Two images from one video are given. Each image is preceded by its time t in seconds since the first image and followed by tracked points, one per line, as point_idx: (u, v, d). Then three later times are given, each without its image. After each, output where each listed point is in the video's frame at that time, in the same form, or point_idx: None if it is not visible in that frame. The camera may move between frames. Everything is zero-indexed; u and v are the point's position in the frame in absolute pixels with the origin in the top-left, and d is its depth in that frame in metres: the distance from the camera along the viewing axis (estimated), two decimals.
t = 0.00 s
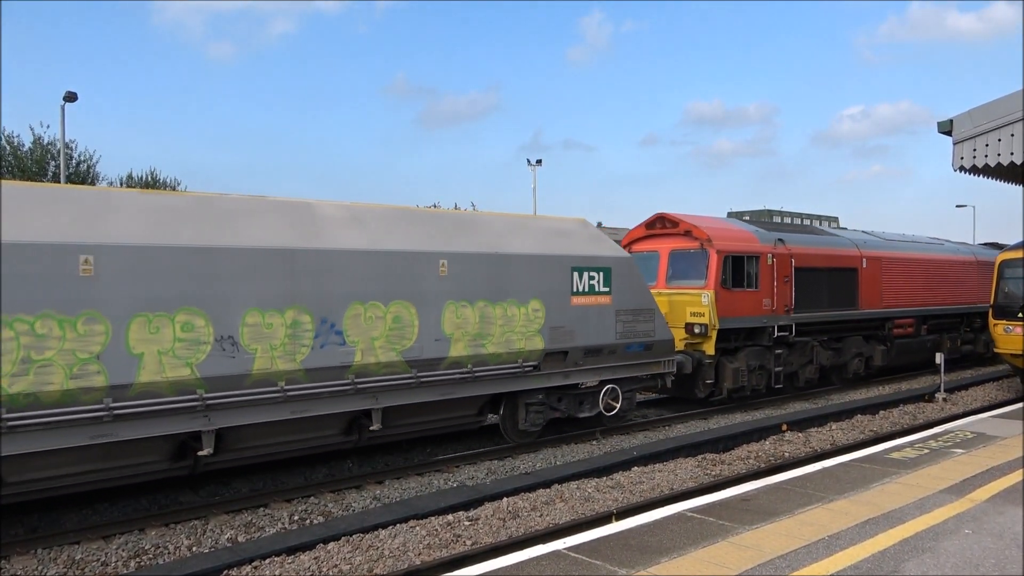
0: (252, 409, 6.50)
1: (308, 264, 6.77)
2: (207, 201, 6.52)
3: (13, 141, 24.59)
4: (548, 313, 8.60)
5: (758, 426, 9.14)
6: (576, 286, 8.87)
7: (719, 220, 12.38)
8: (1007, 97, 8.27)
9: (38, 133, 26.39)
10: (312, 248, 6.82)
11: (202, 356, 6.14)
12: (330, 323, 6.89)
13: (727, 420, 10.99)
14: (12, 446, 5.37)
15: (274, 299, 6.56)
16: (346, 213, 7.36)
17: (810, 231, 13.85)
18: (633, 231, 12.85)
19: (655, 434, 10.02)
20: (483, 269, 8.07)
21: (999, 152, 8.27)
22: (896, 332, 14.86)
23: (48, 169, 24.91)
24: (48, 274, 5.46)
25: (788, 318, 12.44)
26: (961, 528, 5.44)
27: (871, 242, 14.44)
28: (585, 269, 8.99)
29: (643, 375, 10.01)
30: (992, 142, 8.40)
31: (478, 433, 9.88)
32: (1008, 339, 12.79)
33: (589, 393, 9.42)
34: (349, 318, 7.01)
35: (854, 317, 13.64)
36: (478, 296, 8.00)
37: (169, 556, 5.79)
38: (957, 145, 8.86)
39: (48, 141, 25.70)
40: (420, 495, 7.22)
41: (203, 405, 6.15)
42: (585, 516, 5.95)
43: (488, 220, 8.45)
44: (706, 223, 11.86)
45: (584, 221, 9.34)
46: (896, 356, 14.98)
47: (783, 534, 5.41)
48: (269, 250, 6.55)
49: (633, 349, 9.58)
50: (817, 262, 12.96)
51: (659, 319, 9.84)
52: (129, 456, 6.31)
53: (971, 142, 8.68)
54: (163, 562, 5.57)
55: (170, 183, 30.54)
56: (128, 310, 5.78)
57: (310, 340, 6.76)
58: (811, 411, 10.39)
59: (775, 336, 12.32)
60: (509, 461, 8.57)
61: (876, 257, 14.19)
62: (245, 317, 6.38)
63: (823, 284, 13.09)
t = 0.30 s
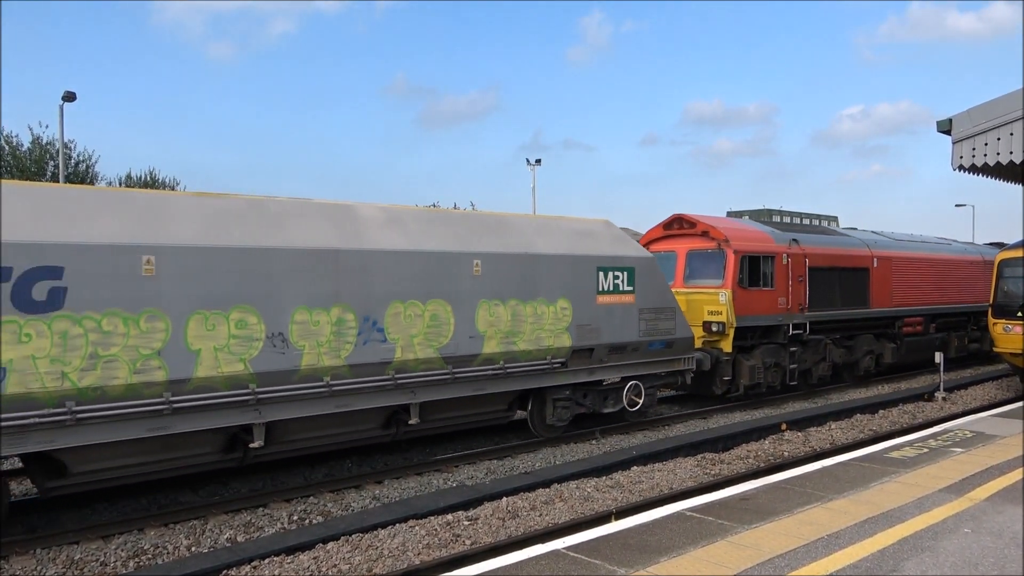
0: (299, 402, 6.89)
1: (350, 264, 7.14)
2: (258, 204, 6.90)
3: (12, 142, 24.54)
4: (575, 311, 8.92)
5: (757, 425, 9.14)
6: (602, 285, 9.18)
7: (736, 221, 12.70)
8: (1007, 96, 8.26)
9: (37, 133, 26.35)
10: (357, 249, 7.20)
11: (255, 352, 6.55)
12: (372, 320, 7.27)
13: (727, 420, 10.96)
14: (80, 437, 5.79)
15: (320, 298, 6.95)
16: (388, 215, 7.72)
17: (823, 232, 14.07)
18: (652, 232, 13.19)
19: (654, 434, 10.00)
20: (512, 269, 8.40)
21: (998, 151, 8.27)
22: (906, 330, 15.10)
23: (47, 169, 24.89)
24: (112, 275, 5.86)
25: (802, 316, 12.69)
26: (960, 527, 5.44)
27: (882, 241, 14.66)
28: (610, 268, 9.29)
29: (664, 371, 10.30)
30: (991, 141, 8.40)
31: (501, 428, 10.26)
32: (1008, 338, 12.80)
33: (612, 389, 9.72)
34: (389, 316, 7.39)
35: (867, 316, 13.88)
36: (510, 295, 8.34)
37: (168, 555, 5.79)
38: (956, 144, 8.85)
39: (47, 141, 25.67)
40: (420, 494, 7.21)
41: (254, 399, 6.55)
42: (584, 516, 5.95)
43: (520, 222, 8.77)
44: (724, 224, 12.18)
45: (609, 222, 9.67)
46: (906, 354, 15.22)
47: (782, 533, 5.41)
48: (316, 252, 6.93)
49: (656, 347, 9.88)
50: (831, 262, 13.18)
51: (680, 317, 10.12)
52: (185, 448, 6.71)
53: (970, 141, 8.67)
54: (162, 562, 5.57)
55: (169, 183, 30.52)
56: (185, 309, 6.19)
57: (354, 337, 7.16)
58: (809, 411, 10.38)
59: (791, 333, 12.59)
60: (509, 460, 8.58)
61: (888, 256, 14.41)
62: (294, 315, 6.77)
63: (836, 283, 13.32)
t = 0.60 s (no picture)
0: (350, 396, 7.25)
1: (398, 263, 7.52)
2: (310, 206, 7.26)
3: (9, 140, 24.50)
4: (604, 309, 9.29)
5: (755, 425, 9.15)
6: (629, 284, 9.56)
7: (752, 222, 12.96)
8: (1005, 95, 8.26)
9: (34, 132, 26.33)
10: (404, 249, 7.59)
11: (309, 347, 6.89)
12: (417, 318, 7.64)
13: (725, 419, 10.96)
14: (152, 427, 6.11)
15: (370, 297, 7.31)
16: (429, 216, 8.11)
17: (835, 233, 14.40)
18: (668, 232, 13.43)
19: (653, 433, 9.99)
20: (546, 268, 8.77)
21: (996, 151, 8.28)
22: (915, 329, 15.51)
23: (45, 168, 24.86)
24: (183, 273, 6.20)
25: (817, 315, 13.02)
26: (957, 526, 5.46)
27: (893, 242, 15.02)
28: (637, 268, 9.67)
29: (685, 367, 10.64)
30: (989, 141, 8.40)
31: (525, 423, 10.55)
32: (1005, 338, 12.86)
33: (638, 384, 10.10)
34: (432, 313, 7.76)
35: (879, 314, 14.26)
36: (544, 292, 8.71)
37: (166, 554, 5.78)
38: (954, 144, 8.86)
39: (45, 140, 25.64)
40: (418, 493, 7.21)
41: (309, 392, 6.89)
42: (582, 515, 5.95)
43: (550, 222, 9.16)
44: (742, 224, 12.43)
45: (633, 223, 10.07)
46: (915, 352, 15.62)
47: (779, 532, 5.41)
48: (367, 251, 7.31)
49: (679, 344, 10.25)
50: (844, 262, 13.52)
51: (701, 316, 10.50)
52: (242, 439, 7.04)
53: (967, 141, 8.68)
54: (160, 561, 5.56)
55: (167, 181, 30.51)
56: (249, 307, 6.54)
57: (400, 334, 7.52)
58: (806, 410, 10.38)
59: (806, 331, 12.93)
60: (507, 459, 8.58)
61: (898, 257, 14.77)
62: (346, 312, 7.13)
63: (850, 283, 13.67)
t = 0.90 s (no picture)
0: (390, 391, 7.76)
1: (435, 263, 8.08)
2: (352, 209, 7.80)
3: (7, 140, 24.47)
4: (628, 307, 9.83)
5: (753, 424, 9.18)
6: (652, 283, 10.10)
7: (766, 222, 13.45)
8: (1002, 95, 8.29)
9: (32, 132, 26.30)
10: (441, 250, 8.15)
11: (355, 344, 7.40)
12: (453, 315, 8.19)
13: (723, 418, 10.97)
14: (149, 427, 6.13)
15: (410, 296, 7.86)
16: (462, 219, 8.66)
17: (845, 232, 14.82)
18: (685, 233, 13.96)
19: (651, 433, 10.00)
20: (572, 268, 9.31)
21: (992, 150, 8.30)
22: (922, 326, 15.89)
23: (42, 168, 24.83)
24: (241, 272, 6.73)
25: (828, 312, 13.45)
26: (955, 524, 5.47)
27: (900, 242, 15.42)
28: (659, 268, 10.22)
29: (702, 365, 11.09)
30: (985, 140, 8.42)
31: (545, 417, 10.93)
32: (1002, 336, 12.89)
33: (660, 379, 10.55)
34: (467, 311, 8.30)
35: (888, 312, 14.68)
36: (571, 292, 9.25)
37: (164, 554, 5.78)
38: (951, 143, 8.89)
39: (43, 140, 25.61)
40: (417, 493, 7.22)
41: (353, 386, 7.40)
42: (580, 514, 5.96)
43: (575, 224, 9.68)
44: (756, 225, 12.92)
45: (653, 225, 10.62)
46: (922, 349, 15.99)
47: (777, 531, 5.42)
48: (407, 252, 7.87)
49: (697, 341, 10.76)
50: (854, 261, 13.96)
51: (718, 314, 11.02)
52: (289, 431, 7.51)
53: (964, 140, 8.71)
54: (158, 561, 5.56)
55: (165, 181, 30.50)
56: (299, 306, 7.06)
57: (438, 331, 8.06)
58: (804, 409, 10.40)
59: (819, 329, 13.33)
60: (505, 458, 8.59)
61: (905, 256, 15.17)
62: (388, 310, 7.67)
63: (859, 281, 14.11)
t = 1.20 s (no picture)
0: (436, 384, 8.10)
1: (476, 263, 8.45)
2: (398, 212, 8.21)
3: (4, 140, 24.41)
4: (655, 305, 10.16)
5: (752, 422, 9.19)
6: (677, 282, 10.44)
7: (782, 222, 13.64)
8: (1000, 93, 8.29)
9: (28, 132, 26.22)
10: (482, 251, 8.51)
11: (404, 339, 7.78)
12: (492, 313, 8.53)
13: (722, 417, 10.97)
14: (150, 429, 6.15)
15: (453, 294, 8.22)
16: (500, 221, 9.06)
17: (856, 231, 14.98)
18: (703, 233, 14.20)
19: (649, 431, 10.00)
20: (604, 267, 9.63)
21: (990, 148, 8.31)
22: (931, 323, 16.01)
23: (40, 168, 24.74)
24: (300, 272, 7.11)
25: (842, 310, 13.65)
26: (953, 521, 5.48)
27: (909, 241, 15.54)
28: (684, 266, 10.54)
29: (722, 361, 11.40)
30: (983, 138, 8.43)
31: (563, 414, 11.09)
32: (1000, 334, 12.90)
33: (683, 375, 10.89)
34: (506, 309, 8.64)
35: (898, 310, 14.83)
36: (602, 290, 9.57)
37: (163, 554, 5.77)
38: (949, 141, 8.90)
39: (40, 140, 25.57)
40: (416, 492, 7.22)
41: (402, 380, 7.74)
42: (579, 512, 5.96)
43: (606, 225, 10.03)
44: (773, 224, 13.10)
45: (678, 225, 10.95)
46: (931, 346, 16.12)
47: (775, 529, 5.43)
48: (449, 253, 8.24)
49: (720, 337, 11.04)
50: (865, 260, 14.13)
51: (740, 311, 11.30)
52: (343, 422, 7.84)
53: (962, 138, 8.72)
54: (156, 561, 5.54)
55: (163, 181, 30.42)
56: (353, 303, 7.44)
57: (478, 328, 8.41)
58: (802, 407, 10.41)
59: (833, 326, 13.52)
60: (504, 457, 8.59)
61: (915, 255, 15.30)
62: (434, 308, 8.05)
63: (870, 279, 14.27)
